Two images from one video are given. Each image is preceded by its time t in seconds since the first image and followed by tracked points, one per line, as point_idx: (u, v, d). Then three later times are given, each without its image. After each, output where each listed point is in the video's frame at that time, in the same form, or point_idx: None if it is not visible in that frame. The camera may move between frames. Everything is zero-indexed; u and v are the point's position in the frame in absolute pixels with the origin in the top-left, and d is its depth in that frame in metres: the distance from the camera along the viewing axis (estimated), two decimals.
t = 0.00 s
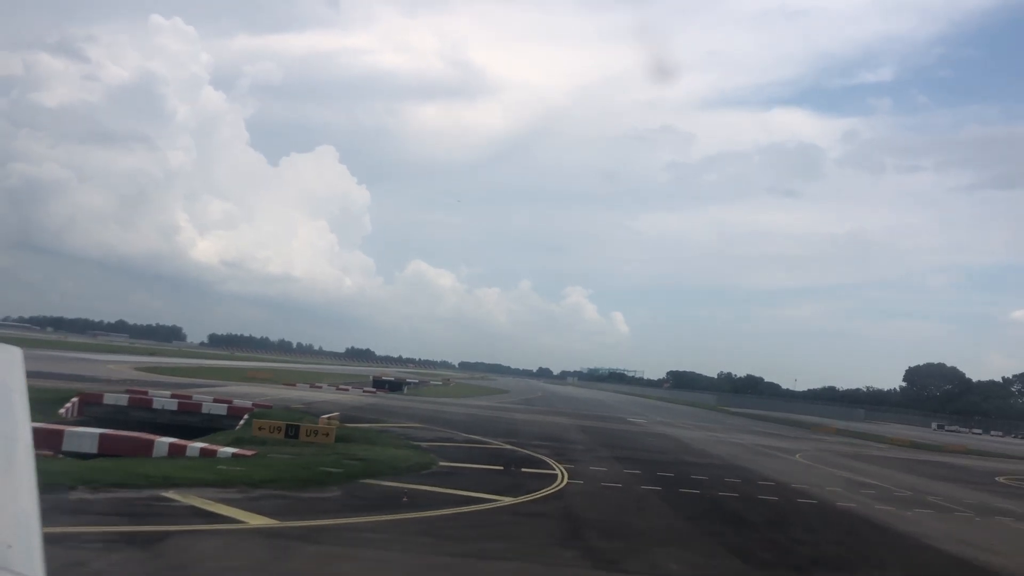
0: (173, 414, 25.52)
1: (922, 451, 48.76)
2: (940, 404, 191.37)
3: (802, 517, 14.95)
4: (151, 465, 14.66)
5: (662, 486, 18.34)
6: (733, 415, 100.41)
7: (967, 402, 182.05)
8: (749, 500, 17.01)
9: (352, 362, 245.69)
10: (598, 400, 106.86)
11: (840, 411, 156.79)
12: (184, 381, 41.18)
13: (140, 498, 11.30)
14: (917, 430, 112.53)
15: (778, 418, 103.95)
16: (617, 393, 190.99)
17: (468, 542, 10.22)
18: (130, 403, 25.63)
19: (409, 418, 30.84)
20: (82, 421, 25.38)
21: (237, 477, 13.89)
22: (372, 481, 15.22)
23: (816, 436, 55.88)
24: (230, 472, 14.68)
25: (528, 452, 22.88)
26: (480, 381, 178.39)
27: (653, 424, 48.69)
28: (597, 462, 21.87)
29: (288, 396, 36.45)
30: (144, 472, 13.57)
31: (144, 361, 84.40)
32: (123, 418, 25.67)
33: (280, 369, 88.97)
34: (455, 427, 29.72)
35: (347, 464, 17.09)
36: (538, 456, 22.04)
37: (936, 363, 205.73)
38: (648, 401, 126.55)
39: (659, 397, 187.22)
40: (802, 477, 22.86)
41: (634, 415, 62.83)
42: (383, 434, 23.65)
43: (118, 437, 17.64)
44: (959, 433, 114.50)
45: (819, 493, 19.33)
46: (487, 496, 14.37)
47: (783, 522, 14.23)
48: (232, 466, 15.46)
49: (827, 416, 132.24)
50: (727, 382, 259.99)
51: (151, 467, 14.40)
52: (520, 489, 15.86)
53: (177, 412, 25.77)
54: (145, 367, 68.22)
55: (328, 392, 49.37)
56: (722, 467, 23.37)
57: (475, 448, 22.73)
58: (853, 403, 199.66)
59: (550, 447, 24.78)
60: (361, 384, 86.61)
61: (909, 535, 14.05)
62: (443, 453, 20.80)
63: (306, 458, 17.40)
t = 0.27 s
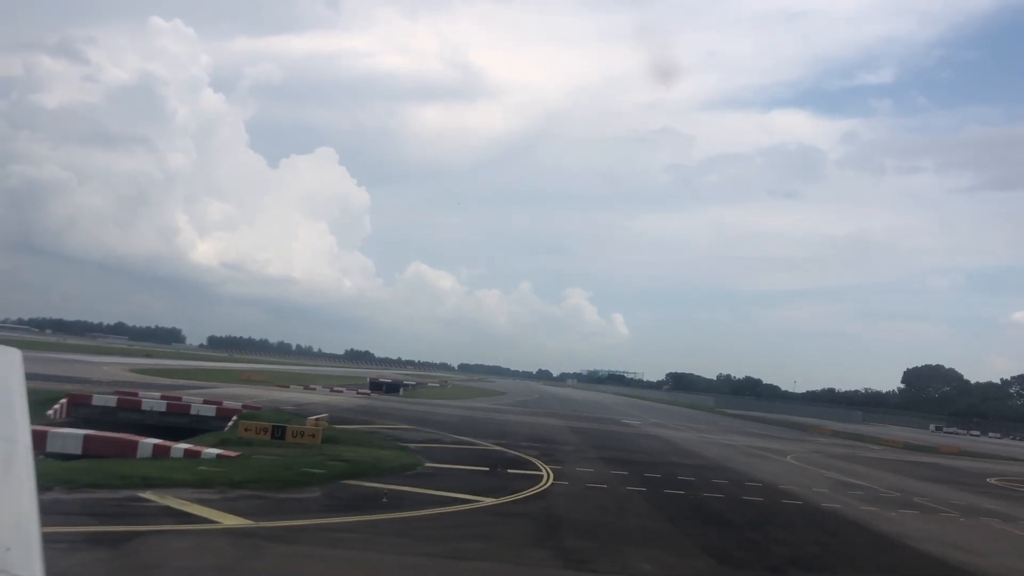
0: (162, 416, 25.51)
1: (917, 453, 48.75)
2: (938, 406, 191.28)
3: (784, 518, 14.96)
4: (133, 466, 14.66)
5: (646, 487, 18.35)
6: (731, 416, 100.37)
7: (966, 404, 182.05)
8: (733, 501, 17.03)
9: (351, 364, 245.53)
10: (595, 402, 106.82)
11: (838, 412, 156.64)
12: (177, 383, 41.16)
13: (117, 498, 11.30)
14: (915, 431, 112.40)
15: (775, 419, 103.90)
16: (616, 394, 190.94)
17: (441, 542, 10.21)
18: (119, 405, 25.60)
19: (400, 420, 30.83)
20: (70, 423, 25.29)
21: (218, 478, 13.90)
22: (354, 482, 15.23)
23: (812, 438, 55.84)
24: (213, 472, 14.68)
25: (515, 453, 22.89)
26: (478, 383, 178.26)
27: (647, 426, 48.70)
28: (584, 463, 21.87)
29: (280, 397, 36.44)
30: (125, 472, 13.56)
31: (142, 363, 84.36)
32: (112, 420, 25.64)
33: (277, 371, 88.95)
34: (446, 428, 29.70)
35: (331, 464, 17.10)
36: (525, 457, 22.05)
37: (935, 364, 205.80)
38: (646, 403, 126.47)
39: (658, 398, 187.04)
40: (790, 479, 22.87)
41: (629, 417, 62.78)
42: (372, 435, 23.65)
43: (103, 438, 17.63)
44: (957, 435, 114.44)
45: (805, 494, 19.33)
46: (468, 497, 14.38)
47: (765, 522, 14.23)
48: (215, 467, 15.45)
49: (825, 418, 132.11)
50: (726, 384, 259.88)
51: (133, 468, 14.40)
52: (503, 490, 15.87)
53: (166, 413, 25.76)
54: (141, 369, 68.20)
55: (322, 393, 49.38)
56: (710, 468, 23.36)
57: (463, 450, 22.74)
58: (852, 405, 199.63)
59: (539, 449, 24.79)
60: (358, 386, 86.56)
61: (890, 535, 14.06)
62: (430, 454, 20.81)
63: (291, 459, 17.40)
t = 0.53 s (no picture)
0: (151, 417, 25.52)
1: (911, 454, 48.69)
2: (937, 407, 191.18)
3: (764, 518, 14.93)
4: (112, 466, 14.64)
5: (630, 487, 18.32)
6: (728, 418, 100.31)
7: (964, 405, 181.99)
8: (715, 501, 17.00)
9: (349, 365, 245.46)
10: (592, 403, 106.78)
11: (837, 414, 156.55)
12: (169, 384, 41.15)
13: (91, 498, 11.29)
14: (913, 433, 112.26)
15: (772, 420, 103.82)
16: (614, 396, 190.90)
17: (412, 541, 10.19)
18: (107, 406, 25.57)
19: (391, 421, 30.80)
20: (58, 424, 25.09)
21: (197, 478, 13.88)
22: (335, 482, 15.21)
23: (807, 439, 55.79)
24: (193, 472, 14.66)
25: (502, 453, 22.87)
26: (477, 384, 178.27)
27: (641, 427, 48.69)
28: (571, 463, 21.85)
29: (271, 399, 36.43)
30: (103, 472, 13.55)
31: (139, 365, 84.40)
32: (100, 421, 25.61)
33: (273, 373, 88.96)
34: (436, 429, 29.68)
35: (314, 465, 17.08)
36: (511, 457, 22.03)
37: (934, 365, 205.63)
38: (644, 405, 126.37)
39: (656, 400, 186.97)
40: (776, 479, 22.83)
41: (624, 419, 62.73)
42: (359, 436, 23.62)
43: (86, 438, 17.61)
44: (955, 437, 114.39)
45: (789, 494, 19.32)
46: (447, 497, 14.35)
47: (744, 522, 14.21)
48: (196, 467, 15.43)
49: (823, 419, 132.01)
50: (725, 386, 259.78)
51: (113, 467, 14.38)
52: (484, 490, 15.85)
53: (155, 414, 25.77)
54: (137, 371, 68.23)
55: (315, 394, 49.38)
56: (697, 469, 23.33)
57: (450, 450, 22.73)
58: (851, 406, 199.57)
59: (527, 449, 24.77)
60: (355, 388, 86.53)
61: (869, 535, 14.04)
62: (416, 455, 20.79)
63: (274, 459, 17.38)
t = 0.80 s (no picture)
0: (139, 419, 25.57)
1: (904, 455, 48.67)
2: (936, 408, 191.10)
3: (742, 517, 14.97)
4: (91, 467, 14.67)
5: (613, 487, 18.36)
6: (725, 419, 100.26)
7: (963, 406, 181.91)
8: (696, 501, 17.04)
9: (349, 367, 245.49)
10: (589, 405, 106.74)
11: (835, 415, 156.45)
12: (162, 386, 41.19)
13: (64, 499, 11.32)
14: (911, 434, 112.16)
15: (770, 421, 103.79)
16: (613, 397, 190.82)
17: (381, 541, 10.22)
18: (95, 408, 25.51)
19: (380, 422, 30.83)
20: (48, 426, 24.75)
21: (175, 478, 13.91)
22: (314, 482, 15.25)
23: (801, 440, 55.79)
24: (172, 473, 14.71)
25: (488, 454, 22.89)
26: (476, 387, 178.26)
27: (634, 429, 48.71)
28: (556, 464, 21.88)
29: (262, 401, 36.46)
30: (81, 473, 13.59)
31: (136, 367, 84.47)
32: (87, 423, 25.60)
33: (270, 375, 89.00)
34: (425, 430, 29.71)
35: (295, 466, 17.10)
36: (497, 458, 22.05)
37: (932, 366, 205.57)
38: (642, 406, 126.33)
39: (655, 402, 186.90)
40: (762, 479, 22.86)
41: (620, 420, 62.73)
42: (346, 437, 23.64)
43: (69, 439, 17.64)
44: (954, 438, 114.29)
45: (772, 494, 19.35)
46: (425, 497, 14.38)
47: (721, 522, 14.25)
48: (176, 468, 15.46)
49: (821, 421, 131.94)
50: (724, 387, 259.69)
51: (92, 469, 14.42)
52: (464, 490, 15.88)
53: (143, 416, 25.82)
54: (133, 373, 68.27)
55: (308, 396, 49.40)
56: (682, 470, 23.35)
57: (436, 451, 22.77)
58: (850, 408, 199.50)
59: (514, 450, 24.81)
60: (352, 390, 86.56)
61: (845, 534, 14.07)
62: (400, 456, 20.82)
63: (256, 461, 17.41)
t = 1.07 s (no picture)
0: (131, 423, 25.56)
1: (904, 458, 48.44)
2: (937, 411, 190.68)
3: (728, 520, 14.92)
4: (77, 471, 14.67)
5: (602, 490, 18.30)
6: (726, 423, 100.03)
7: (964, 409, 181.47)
8: (685, 503, 16.98)
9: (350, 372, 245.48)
10: (590, 408, 106.51)
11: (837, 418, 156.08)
12: (159, 392, 41.18)
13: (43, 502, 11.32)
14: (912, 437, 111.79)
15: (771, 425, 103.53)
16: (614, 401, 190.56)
17: (358, 544, 10.19)
18: (87, 413, 25.59)
19: (375, 427, 30.77)
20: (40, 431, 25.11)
21: (158, 482, 13.89)
22: (300, 485, 15.23)
23: (801, 443, 55.54)
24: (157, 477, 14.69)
25: (480, 458, 22.83)
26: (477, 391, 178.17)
27: (632, 432, 48.56)
28: (548, 467, 21.82)
29: (258, 405, 36.43)
30: (65, 477, 13.59)
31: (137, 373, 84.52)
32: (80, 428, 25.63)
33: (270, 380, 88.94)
34: (420, 434, 29.64)
35: (283, 470, 17.07)
36: (488, 462, 21.98)
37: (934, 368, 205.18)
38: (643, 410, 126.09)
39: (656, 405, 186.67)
40: (754, 482, 22.78)
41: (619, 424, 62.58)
42: (338, 441, 23.60)
43: (57, 444, 17.63)
44: (955, 440, 113.96)
45: (762, 497, 19.28)
46: (410, 500, 14.34)
47: (707, 524, 14.20)
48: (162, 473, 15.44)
49: (823, 424, 131.55)
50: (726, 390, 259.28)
51: (76, 473, 14.42)
52: (451, 493, 15.83)
53: (135, 420, 25.81)
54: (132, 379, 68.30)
55: (306, 401, 49.33)
56: (675, 472, 23.29)
57: (428, 454, 22.72)
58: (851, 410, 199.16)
59: (507, 453, 24.74)
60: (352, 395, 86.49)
61: (832, 536, 14.01)
62: (391, 459, 20.77)
63: (244, 465, 17.38)
